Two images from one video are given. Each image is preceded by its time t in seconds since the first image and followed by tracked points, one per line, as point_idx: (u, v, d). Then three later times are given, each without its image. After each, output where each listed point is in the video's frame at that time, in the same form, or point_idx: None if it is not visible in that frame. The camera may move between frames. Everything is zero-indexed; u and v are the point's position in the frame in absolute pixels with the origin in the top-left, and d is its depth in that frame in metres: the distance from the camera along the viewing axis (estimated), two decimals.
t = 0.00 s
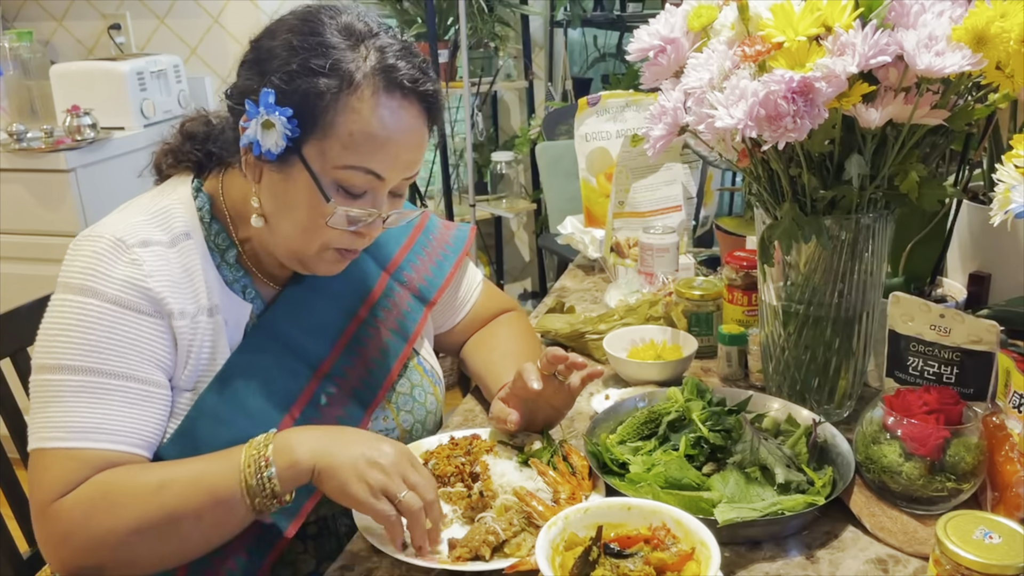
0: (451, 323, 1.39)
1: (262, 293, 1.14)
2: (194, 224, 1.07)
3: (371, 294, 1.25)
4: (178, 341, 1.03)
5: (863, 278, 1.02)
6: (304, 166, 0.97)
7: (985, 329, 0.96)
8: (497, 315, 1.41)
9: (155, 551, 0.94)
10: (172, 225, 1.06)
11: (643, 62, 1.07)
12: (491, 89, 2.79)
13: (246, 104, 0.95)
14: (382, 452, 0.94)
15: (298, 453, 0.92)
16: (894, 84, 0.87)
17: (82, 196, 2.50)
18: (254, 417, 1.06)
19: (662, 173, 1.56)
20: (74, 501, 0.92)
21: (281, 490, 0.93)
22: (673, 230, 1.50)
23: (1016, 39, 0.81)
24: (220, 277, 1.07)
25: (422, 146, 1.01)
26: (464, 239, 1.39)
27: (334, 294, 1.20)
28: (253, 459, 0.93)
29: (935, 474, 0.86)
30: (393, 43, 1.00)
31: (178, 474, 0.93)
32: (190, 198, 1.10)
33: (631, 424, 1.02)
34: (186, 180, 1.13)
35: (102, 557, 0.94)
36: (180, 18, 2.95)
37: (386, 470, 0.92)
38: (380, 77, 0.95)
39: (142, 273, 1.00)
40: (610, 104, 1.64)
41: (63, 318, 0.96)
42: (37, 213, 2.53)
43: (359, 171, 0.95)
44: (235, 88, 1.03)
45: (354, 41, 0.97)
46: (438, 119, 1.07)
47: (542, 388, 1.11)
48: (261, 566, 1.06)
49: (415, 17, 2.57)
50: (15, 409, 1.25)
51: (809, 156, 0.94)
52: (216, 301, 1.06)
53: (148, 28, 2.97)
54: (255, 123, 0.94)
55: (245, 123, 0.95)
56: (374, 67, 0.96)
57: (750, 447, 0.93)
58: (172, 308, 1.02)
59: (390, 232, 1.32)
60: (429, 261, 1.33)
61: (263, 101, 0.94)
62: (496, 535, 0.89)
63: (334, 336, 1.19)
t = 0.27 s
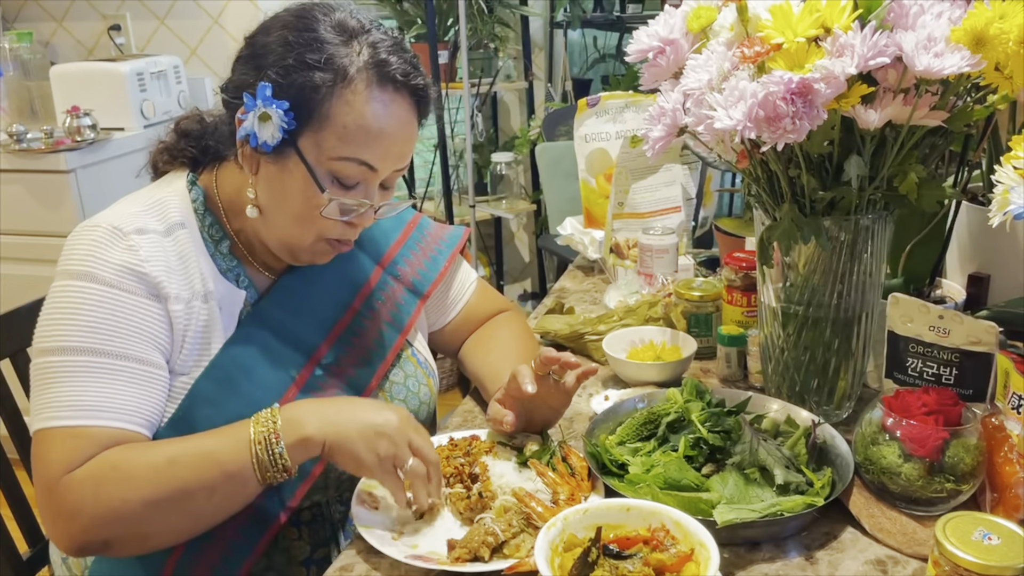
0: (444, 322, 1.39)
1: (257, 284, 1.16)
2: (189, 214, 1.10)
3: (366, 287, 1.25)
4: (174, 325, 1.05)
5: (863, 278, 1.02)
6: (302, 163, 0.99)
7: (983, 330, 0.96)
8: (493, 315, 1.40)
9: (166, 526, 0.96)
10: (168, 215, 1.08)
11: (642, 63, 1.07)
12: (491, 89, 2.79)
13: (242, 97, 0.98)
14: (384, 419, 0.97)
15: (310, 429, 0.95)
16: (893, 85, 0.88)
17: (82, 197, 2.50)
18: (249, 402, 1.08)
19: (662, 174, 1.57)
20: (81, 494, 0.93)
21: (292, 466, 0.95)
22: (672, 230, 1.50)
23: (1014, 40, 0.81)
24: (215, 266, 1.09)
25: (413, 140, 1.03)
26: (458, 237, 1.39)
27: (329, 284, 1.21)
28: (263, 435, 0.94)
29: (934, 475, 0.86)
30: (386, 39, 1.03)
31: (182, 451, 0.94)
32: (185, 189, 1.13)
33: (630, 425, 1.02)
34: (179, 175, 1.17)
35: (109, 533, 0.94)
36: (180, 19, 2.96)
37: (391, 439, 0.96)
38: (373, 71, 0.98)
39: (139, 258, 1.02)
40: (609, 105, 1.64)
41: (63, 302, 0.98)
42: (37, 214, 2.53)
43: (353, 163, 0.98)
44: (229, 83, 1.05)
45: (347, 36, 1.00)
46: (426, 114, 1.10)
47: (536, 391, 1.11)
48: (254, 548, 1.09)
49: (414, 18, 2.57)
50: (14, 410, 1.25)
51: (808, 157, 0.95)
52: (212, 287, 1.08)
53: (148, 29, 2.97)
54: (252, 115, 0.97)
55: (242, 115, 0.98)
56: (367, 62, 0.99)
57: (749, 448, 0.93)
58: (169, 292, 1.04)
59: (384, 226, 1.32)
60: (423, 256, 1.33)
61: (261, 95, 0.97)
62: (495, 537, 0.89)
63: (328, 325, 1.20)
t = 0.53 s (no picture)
0: (439, 319, 1.40)
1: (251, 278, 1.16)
2: (183, 210, 1.11)
3: (358, 284, 1.25)
4: (166, 315, 1.06)
5: (863, 280, 1.02)
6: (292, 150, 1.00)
7: (983, 331, 0.96)
8: (489, 316, 1.41)
9: (159, 521, 0.96)
10: (163, 210, 1.10)
11: (643, 64, 1.07)
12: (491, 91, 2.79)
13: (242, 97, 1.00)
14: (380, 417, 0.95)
15: (300, 440, 0.93)
16: (893, 87, 0.88)
17: (82, 198, 2.50)
18: (239, 394, 1.08)
19: (662, 175, 1.57)
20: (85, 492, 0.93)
21: (277, 474, 0.94)
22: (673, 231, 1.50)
23: (1014, 41, 0.80)
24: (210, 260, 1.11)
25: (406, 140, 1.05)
26: (452, 238, 1.39)
27: (322, 279, 1.21)
28: (252, 443, 0.94)
29: (933, 476, 0.86)
30: (380, 42, 1.05)
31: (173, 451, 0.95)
32: (182, 186, 1.14)
33: (630, 426, 1.02)
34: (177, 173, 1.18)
35: (99, 523, 0.95)
36: (181, 20, 2.96)
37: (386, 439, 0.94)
38: (368, 73, 1.00)
39: (132, 250, 1.04)
40: (609, 107, 1.64)
41: (58, 293, 0.99)
42: (37, 215, 2.53)
43: (347, 162, 1.00)
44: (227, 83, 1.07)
45: (343, 40, 1.02)
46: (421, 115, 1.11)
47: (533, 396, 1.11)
48: (243, 539, 1.08)
49: (415, 19, 2.58)
50: (14, 411, 1.25)
51: (808, 159, 0.95)
52: (205, 279, 1.09)
53: (149, 30, 2.97)
54: (250, 114, 0.99)
55: (241, 115, 1.00)
56: (362, 65, 1.01)
57: (748, 448, 0.93)
58: (161, 282, 1.05)
59: (378, 225, 1.32)
60: (417, 254, 1.33)
61: (259, 94, 0.99)
62: (495, 538, 0.90)
63: (320, 320, 1.20)
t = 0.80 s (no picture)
0: (435, 320, 1.39)
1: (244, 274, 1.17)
2: (174, 206, 1.12)
3: (350, 283, 1.25)
4: (161, 307, 1.06)
5: (863, 281, 1.02)
6: (280, 138, 1.01)
7: (983, 333, 0.96)
8: (485, 317, 1.40)
9: (159, 513, 0.97)
10: (154, 206, 1.11)
11: (643, 66, 1.07)
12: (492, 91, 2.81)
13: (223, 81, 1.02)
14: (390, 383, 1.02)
15: (319, 415, 0.98)
16: (893, 88, 0.88)
17: (82, 198, 2.50)
18: (228, 390, 1.08)
19: (662, 176, 1.57)
20: (94, 487, 0.94)
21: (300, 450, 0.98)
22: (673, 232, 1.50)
23: (1015, 42, 0.81)
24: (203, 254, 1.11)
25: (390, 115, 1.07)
26: (447, 240, 1.39)
27: (314, 278, 1.21)
28: (273, 420, 0.97)
29: (933, 478, 0.86)
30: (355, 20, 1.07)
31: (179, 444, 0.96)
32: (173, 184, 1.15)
33: (631, 427, 1.02)
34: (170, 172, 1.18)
35: (114, 507, 0.95)
36: (182, 21, 2.97)
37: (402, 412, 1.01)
38: (346, 49, 1.02)
39: (126, 242, 1.04)
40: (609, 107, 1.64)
41: (55, 285, 1.00)
42: (38, 215, 2.53)
43: (334, 140, 1.02)
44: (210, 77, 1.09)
45: (320, 21, 1.03)
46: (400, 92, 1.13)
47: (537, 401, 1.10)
48: (233, 532, 1.08)
49: (415, 20, 2.58)
50: (15, 412, 1.25)
51: (809, 160, 0.95)
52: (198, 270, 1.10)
53: (150, 31, 2.98)
54: (234, 99, 1.01)
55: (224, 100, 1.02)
56: (339, 42, 1.02)
57: (749, 449, 0.93)
58: (155, 275, 1.06)
59: (372, 224, 1.32)
60: (411, 254, 1.33)
61: (241, 78, 1.01)
62: (495, 538, 0.90)
63: (312, 318, 1.19)
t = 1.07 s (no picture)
0: (432, 320, 1.39)
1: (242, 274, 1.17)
2: (173, 208, 1.12)
3: (349, 283, 1.26)
4: (162, 308, 1.07)
5: (863, 282, 1.02)
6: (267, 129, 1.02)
7: (983, 334, 0.96)
8: (483, 317, 1.41)
9: (157, 518, 0.97)
10: (153, 207, 1.11)
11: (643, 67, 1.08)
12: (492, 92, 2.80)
13: (203, 74, 1.05)
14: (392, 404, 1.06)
15: (328, 432, 1.01)
16: (893, 89, 0.88)
17: (82, 199, 2.50)
18: (226, 391, 1.08)
19: (661, 177, 1.57)
20: (93, 488, 0.94)
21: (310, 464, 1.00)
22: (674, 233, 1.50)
23: (1014, 45, 0.81)
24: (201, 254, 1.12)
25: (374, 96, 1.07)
26: (444, 239, 1.39)
27: (312, 278, 1.22)
28: (285, 431, 1.00)
29: (933, 479, 0.86)
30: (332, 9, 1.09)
31: (185, 448, 0.97)
32: (171, 187, 1.15)
33: (631, 428, 1.02)
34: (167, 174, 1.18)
35: (119, 506, 0.95)
36: (182, 22, 2.97)
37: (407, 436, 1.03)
38: (320, 32, 1.04)
39: (127, 243, 1.05)
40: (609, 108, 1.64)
41: (58, 287, 1.00)
42: (38, 215, 2.53)
43: (313, 121, 1.02)
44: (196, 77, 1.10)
45: (298, 11, 1.05)
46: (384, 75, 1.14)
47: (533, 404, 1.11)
48: (235, 532, 1.08)
49: (416, 21, 2.58)
50: (15, 412, 1.25)
51: (809, 161, 0.95)
52: (197, 272, 1.11)
53: (150, 32, 2.98)
54: (213, 89, 1.04)
55: (205, 92, 1.05)
56: (312, 26, 1.04)
57: (748, 450, 0.93)
58: (156, 276, 1.06)
59: (369, 223, 1.32)
60: (409, 253, 1.33)
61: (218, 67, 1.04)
62: (495, 539, 0.90)
63: (311, 317, 1.19)
